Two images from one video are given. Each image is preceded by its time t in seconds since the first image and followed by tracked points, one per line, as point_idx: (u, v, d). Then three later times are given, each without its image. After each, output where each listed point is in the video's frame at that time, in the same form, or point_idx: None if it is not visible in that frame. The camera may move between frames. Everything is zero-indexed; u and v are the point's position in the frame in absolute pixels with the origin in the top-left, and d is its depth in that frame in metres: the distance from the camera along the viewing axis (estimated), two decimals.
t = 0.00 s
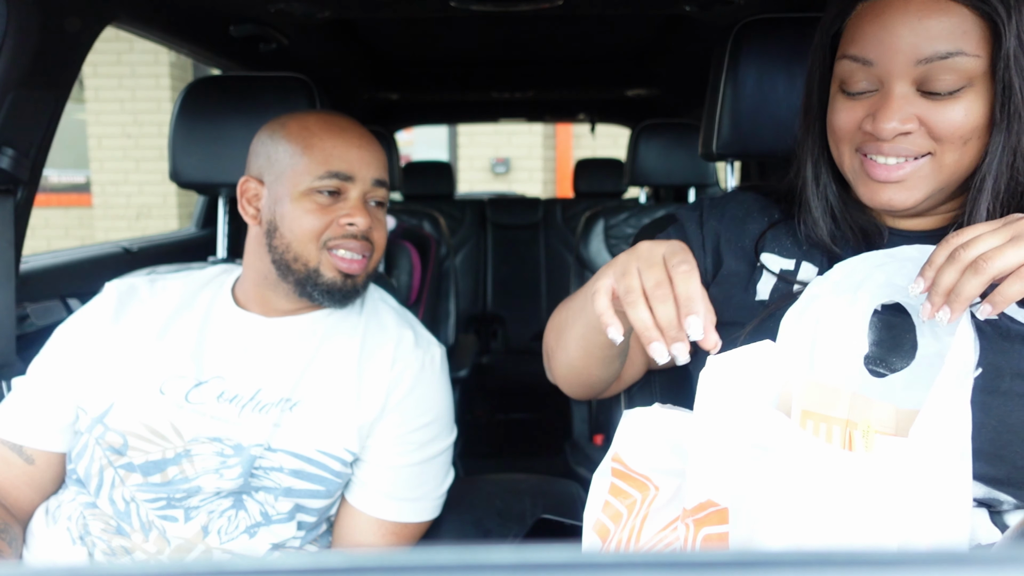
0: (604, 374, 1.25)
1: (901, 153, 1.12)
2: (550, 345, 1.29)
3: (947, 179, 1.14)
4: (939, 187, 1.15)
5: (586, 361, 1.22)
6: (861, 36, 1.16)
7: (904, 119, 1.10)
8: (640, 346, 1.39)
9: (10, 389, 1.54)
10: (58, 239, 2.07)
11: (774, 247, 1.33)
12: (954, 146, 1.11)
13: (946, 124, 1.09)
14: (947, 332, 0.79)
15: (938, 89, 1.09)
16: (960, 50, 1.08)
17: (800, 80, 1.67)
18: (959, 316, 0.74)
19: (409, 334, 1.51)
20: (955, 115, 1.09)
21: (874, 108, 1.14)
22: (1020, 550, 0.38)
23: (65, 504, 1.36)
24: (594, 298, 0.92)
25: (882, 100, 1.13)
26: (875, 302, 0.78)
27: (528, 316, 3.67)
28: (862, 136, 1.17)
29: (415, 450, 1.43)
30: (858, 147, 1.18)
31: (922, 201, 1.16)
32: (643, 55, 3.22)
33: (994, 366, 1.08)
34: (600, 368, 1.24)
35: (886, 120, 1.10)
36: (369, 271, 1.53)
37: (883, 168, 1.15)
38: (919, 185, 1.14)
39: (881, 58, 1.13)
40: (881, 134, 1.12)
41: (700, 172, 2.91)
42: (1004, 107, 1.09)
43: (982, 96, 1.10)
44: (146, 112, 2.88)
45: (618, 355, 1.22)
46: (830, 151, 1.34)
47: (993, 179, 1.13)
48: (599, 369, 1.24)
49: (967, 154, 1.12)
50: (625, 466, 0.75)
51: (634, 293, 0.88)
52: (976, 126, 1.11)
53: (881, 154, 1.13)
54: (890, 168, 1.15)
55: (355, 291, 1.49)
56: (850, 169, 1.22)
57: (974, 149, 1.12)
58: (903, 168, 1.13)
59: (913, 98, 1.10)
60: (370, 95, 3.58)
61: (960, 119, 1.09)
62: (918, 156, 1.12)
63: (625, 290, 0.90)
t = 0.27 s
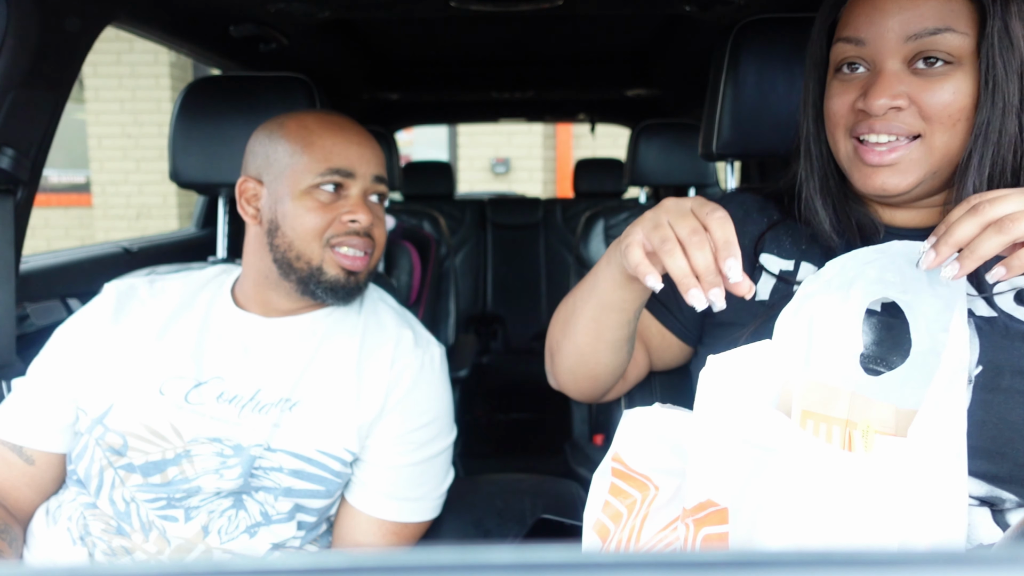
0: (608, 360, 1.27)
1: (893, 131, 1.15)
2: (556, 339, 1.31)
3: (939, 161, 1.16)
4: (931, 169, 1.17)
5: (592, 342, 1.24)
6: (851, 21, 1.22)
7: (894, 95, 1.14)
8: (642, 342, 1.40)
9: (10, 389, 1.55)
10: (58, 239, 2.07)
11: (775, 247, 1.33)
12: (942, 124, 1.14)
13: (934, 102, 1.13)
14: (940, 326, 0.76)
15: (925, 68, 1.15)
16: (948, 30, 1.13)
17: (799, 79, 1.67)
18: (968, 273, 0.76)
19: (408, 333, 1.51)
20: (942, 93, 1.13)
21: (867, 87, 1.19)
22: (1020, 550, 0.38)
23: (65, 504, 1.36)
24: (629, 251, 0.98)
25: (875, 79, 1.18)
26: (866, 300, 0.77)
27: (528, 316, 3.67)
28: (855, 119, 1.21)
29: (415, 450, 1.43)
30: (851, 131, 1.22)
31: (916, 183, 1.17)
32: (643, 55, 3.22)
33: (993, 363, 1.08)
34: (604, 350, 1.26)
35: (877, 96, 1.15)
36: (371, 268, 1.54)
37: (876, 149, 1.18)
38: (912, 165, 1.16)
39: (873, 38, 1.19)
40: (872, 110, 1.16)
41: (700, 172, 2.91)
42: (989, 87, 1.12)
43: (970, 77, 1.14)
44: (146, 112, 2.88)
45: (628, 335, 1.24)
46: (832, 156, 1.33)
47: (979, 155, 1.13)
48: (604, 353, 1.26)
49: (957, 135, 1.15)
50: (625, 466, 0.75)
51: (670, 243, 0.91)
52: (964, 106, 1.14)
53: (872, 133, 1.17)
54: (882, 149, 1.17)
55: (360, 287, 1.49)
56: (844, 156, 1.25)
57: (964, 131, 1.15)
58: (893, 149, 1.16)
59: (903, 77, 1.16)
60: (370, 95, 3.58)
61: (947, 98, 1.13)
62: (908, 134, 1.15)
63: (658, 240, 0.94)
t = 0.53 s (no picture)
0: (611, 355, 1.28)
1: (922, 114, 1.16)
2: (558, 330, 1.32)
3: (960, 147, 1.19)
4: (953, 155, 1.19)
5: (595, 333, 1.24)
6: (878, 5, 1.23)
7: (926, 77, 1.16)
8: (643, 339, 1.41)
9: (9, 389, 1.55)
10: (58, 239, 2.07)
11: (775, 247, 1.34)
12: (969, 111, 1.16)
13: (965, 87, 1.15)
14: (941, 326, 0.73)
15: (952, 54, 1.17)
16: (977, 16, 1.16)
17: (799, 78, 1.67)
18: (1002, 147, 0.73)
19: (408, 333, 1.51)
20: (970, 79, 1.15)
21: (896, 71, 1.20)
22: (1020, 550, 0.38)
23: (65, 504, 1.36)
24: (648, 231, 0.98)
25: (904, 62, 1.20)
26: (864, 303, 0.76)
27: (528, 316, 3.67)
28: (880, 103, 1.22)
29: (415, 450, 1.43)
30: (875, 115, 1.22)
31: (936, 168, 1.20)
32: (643, 55, 3.21)
33: (992, 354, 1.12)
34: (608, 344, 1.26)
35: (909, 78, 1.16)
36: (371, 267, 1.54)
37: (903, 130, 1.18)
38: (938, 148, 1.17)
39: (902, 24, 1.20)
40: (904, 92, 1.17)
41: (700, 172, 2.91)
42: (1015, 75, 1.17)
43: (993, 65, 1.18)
44: (146, 112, 2.88)
45: (629, 325, 1.24)
46: (839, 151, 1.33)
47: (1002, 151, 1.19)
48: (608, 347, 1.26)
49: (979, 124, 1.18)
50: (626, 466, 0.75)
51: (689, 223, 0.92)
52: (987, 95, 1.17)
53: (903, 114, 1.17)
54: (910, 130, 1.18)
55: (359, 285, 1.49)
56: (862, 140, 1.26)
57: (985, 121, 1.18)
58: (922, 131, 1.17)
59: (933, 60, 1.17)
60: (370, 95, 3.58)
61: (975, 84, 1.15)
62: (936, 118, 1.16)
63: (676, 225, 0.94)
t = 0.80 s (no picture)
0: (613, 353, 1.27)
1: (943, 113, 1.17)
2: (559, 328, 1.32)
3: (974, 146, 1.20)
4: (967, 154, 1.21)
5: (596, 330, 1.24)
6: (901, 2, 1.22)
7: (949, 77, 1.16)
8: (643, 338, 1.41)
9: (9, 389, 1.55)
10: (58, 239, 2.07)
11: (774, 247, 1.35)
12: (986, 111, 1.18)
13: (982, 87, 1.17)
14: (940, 325, 0.72)
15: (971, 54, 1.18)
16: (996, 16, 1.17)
17: (799, 78, 1.67)
18: None
19: (409, 334, 1.51)
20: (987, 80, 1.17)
21: (917, 69, 1.20)
22: (1021, 550, 0.38)
23: (65, 504, 1.36)
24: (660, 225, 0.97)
25: (925, 61, 1.20)
26: (862, 305, 0.75)
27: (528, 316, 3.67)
28: (900, 101, 1.22)
29: (415, 450, 1.43)
30: (894, 113, 1.22)
31: (952, 166, 1.21)
32: (643, 54, 3.22)
33: (985, 341, 1.13)
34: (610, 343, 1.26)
35: (933, 76, 1.16)
36: (371, 266, 1.54)
37: (922, 127, 1.19)
38: (952, 146, 1.19)
39: (924, 21, 1.20)
40: (926, 91, 1.17)
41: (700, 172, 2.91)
42: None
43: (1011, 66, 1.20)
44: (146, 112, 2.88)
45: (630, 324, 1.24)
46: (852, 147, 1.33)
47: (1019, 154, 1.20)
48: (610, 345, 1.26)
49: (992, 124, 1.20)
50: (625, 466, 0.75)
51: (701, 215, 0.92)
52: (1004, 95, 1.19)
53: (924, 112, 1.18)
54: (928, 128, 1.19)
55: (359, 285, 1.49)
56: (876, 135, 1.26)
57: (999, 121, 1.20)
58: (942, 130, 1.18)
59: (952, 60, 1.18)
60: (370, 95, 3.58)
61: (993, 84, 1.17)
62: (955, 117, 1.18)
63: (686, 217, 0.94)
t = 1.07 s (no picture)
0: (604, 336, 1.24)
1: (893, 107, 1.19)
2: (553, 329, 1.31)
3: (932, 140, 1.21)
4: (925, 147, 1.21)
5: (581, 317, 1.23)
6: (860, 4, 1.26)
7: (896, 72, 1.19)
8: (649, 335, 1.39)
9: (9, 389, 1.55)
10: (58, 239, 2.07)
11: (777, 244, 1.34)
12: (938, 106, 1.19)
13: (934, 81, 1.18)
14: (940, 325, 0.72)
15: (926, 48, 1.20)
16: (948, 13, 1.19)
17: (799, 79, 1.68)
18: None
19: (409, 334, 1.51)
20: (940, 74, 1.18)
21: (871, 66, 1.23)
22: (1021, 550, 0.38)
23: (65, 504, 1.36)
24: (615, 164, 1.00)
25: (879, 58, 1.22)
26: (864, 304, 0.74)
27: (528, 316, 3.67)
28: (857, 98, 1.24)
29: (415, 450, 1.43)
30: (851, 109, 1.25)
31: (909, 160, 1.21)
32: (643, 55, 3.22)
33: (986, 341, 1.13)
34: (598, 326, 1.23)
35: (878, 72, 1.19)
36: (371, 266, 1.53)
37: (871, 122, 1.21)
38: (906, 139, 1.19)
39: (879, 20, 1.22)
40: (875, 87, 1.20)
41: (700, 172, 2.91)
42: (993, 72, 1.18)
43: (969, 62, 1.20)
44: (146, 112, 2.88)
45: (616, 304, 1.23)
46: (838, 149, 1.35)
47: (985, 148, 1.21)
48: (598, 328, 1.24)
49: (950, 119, 1.20)
50: (625, 466, 0.75)
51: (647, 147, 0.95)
52: (960, 91, 1.20)
53: (873, 107, 1.20)
54: (879, 122, 1.20)
55: (358, 284, 1.49)
56: (838, 134, 1.30)
57: (959, 116, 1.21)
58: (892, 123, 1.19)
59: (906, 55, 1.20)
60: (370, 95, 3.58)
61: (945, 79, 1.18)
62: (904, 111, 1.19)
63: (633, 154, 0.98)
